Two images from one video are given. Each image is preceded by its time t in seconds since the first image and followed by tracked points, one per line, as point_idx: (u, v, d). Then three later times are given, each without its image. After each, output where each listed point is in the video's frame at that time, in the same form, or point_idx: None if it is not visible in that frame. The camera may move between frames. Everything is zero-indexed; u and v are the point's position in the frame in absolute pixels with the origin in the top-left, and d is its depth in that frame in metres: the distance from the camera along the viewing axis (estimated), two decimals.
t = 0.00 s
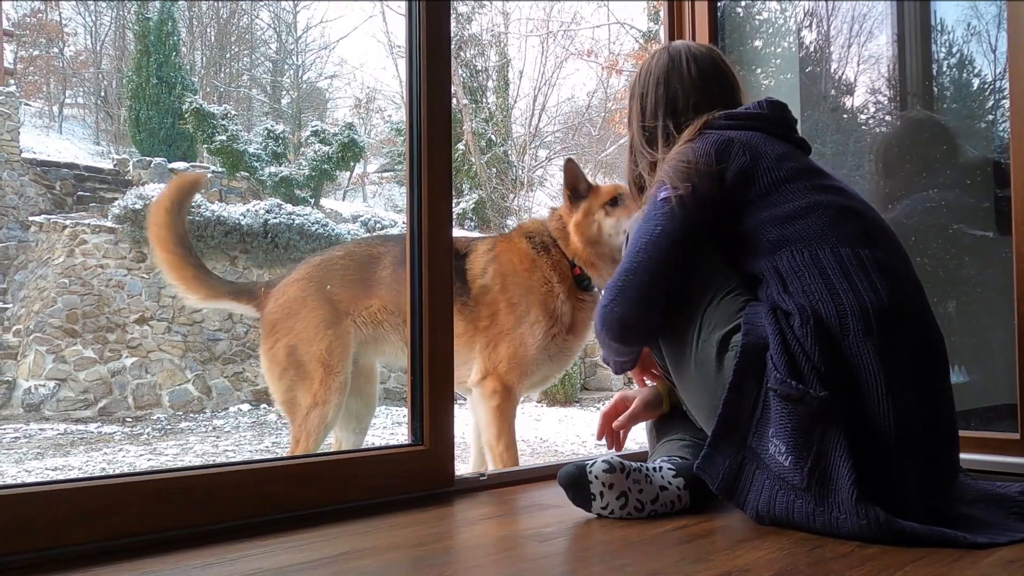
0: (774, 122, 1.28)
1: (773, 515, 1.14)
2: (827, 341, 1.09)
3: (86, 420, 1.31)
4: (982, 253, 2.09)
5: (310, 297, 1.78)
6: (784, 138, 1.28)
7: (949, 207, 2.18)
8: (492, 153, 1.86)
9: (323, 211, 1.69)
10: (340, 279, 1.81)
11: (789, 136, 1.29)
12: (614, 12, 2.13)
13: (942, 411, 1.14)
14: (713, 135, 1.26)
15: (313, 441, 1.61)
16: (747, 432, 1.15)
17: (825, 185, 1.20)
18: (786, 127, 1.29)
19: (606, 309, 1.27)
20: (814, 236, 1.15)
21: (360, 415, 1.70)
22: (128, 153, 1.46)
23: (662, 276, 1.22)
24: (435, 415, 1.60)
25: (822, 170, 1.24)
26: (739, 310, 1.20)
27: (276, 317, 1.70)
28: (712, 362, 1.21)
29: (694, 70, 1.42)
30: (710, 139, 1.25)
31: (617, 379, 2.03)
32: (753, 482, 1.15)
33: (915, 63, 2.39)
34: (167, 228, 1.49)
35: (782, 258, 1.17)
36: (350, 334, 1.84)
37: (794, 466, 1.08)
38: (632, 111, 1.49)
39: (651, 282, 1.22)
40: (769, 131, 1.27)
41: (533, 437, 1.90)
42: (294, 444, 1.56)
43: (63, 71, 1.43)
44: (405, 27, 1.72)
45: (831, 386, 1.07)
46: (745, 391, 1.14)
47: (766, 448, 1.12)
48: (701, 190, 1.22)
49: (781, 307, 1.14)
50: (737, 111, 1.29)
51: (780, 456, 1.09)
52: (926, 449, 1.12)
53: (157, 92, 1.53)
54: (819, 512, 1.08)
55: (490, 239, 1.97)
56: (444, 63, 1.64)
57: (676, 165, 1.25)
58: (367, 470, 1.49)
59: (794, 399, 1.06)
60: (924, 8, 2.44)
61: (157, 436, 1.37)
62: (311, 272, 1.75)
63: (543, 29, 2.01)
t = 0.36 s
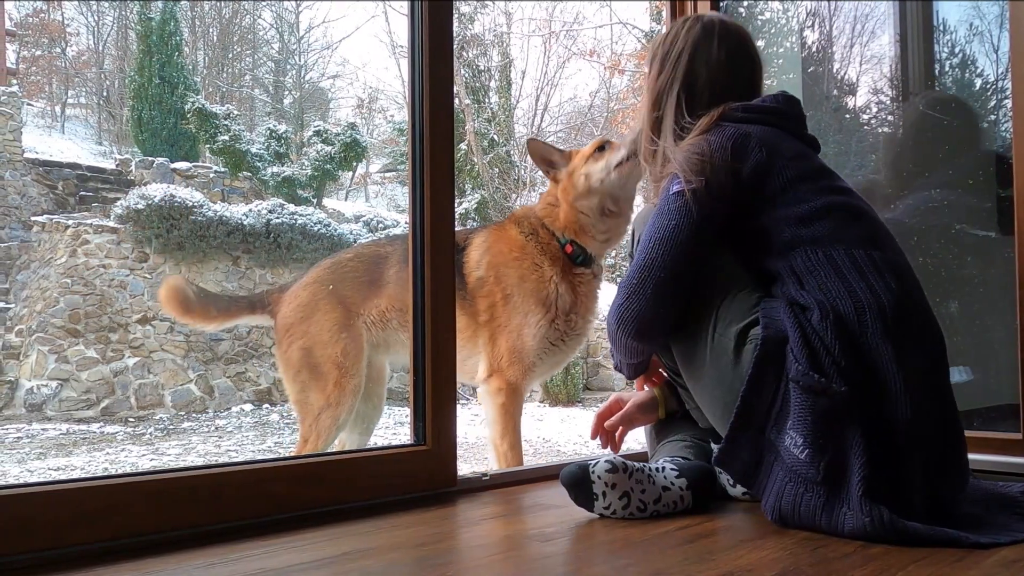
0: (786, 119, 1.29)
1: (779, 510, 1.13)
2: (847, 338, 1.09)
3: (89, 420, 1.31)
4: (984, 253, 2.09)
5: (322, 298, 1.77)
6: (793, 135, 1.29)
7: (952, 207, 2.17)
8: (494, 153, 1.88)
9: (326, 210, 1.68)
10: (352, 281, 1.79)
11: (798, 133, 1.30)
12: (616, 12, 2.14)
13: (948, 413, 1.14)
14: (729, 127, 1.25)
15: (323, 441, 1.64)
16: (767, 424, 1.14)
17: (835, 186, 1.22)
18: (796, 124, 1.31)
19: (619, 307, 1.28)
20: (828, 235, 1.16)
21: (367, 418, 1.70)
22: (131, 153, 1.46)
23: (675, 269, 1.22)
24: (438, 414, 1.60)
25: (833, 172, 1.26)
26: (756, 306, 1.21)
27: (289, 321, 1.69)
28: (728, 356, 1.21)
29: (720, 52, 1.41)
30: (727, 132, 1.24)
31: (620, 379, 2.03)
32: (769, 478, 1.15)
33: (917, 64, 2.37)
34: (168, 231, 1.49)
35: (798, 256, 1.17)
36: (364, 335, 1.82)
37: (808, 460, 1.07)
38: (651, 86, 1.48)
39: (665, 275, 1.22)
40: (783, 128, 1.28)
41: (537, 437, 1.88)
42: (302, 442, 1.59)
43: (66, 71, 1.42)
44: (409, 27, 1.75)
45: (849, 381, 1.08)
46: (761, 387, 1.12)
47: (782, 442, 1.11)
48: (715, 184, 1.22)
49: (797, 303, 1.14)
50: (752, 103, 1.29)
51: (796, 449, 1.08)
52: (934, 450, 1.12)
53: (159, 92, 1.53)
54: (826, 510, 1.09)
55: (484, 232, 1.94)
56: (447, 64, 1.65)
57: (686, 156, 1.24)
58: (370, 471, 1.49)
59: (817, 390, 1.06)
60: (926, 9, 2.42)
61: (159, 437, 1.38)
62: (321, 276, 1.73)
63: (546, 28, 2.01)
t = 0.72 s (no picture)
0: (806, 111, 1.26)
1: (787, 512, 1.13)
2: (861, 341, 1.09)
3: (91, 420, 1.31)
4: (987, 253, 2.10)
5: (326, 299, 1.78)
6: (812, 128, 1.28)
7: (954, 207, 2.17)
8: (496, 152, 1.89)
9: (328, 211, 1.68)
10: (356, 282, 1.79)
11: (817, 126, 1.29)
12: (618, 12, 2.13)
13: (953, 415, 1.15)
14: (749, 121, 1.23)
15: (325, 442, 1.63)
16: (778, 425, 1.14)
17: (847, 187, 1.22)
18: (816, 118, 1.29)
19: (621, 301, 1.30)
20: (843, 238, 1.16)
21: (372, 419, 1.71)
22: (133, 153, 1.46)
23: (680, 266, 1.23)
24: (441, 414, 1.60)
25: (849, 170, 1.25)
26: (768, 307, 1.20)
27: (294, 317, 1.70)
28: (739, 357, 1.20)
29: (774, 32, 1.36)
30: (745, 128, 1.22)
31: (621, 378, 1.99)
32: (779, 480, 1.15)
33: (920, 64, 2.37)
34: (170, 231, 1.49)
35: (812, 259, 1.17)
36: (367, 336, 1.82)
37: (819, 461, 1.07)
38: (692, 47, 1.42)
39: (669, 273, 1.23)
40: (806, 119, 1.27)
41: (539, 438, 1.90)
42: (306, 442, 1.59)
43: (68, 71, 1.42)
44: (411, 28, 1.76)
45: (862, 384, 1.08)
46: (770, 389, 1.13)
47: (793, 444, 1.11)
48: (726, 181, 1.21)
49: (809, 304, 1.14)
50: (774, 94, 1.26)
51: (807, 450, 1.08)
52: (936, 450, 1.12)
53: (162, 92, 1.53)
54: (831, 510, 1.09)
55: (485, 230, 1.97)
56: (449, 64, 1.65)
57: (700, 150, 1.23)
58: (372, 471, 1.49)
59: (831, 392, 1.06)
60: (928, 9, 2.40)
61: (161, 437, 1.38)
62: (326, 276, 1.74)
63: (548, 29, 2.00)
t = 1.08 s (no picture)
0: (823, 105, 1.24)
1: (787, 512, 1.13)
2: (864, 343, 1.09)
3: (93, 420, 1.31)
4: (989, 253, 2.10)
5: (333, 300, 1.78)
6: (831, 124, 1.25)
7: (956, 208, 2.18)
8: (499, 152, 1.88)
9: (331, 210, 1.67)
10: (362, 286, 1.79)
11: (839, 123, 1.26)
12: (621, 12, 2.15)
13: (959, 416, 1.14)
14: (763, 117, 1.22)
15: (330, 441, 1.65)
16: (778, 426, 1.14)
17: (861, 186, 1.20)
18: (836, 115, 1.26)
19: (612, 286, 1.34)
20: (853, 239, 1.15)
21: (376, 419, 1.71)
22: (135, 153, 1.46)
23: (676, 259, 1.25)
24: (444, 414, 1.60)
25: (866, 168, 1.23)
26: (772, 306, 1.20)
27: (300, 318, 1.70)
28: (742, 356, 1.21)
29: (802, 33, 1.32)
30: (756, 125, 1.21)
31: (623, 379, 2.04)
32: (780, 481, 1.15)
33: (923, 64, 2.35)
34: (172, 231, 1.51)
35: (820, 259, 1.16)
36: (373, 339, 1.80)
37: (819, 462, 1.08)
38: (720, 40, 1.38)
39: (664, 264, 1.26)
40: (822, 117, 1.24)
41: (542, 437, 1.89)
42: (310, 442, 1.59)
43: (71, 70, 1.43)
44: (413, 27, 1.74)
45: (865, 385, 1.08)
46: (772, 389, 1.13)
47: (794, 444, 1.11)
48: (735, 180, 1.20)
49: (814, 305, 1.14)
50: (790, 89, 1.24)
51: (808, 451, 1.09)
52: (937, 449, 1.12)
53: (164, 92, 1.54)
54: (831, 513, 1.09)
55: (485, 240, 1.97)
56: (449, 65, 1.65)
57: (709, 147, 1.23)
58: (375, 472, 1.49)
59: (832, 394, 1.06)
60: (931, 9, 2.36)
61: (164, 437, 1.38)
62: (332, 276, 1.75)
63: (551, 29, 2.02)
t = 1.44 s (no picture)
0: (833, 103, 1.21)
1: (786, 514, 1.14)
2: (858, 347, 1.09)
3: (96, 420, 1.32)
4: (992, 253, 2.10)
5: (336, 297, 1.75)
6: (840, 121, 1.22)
7: (958, 208, 2.18)
8: (501, 153, 1.89)
9: (333, 211, 1.67)
10: (364, 286, 1.77)
11: (850, 122, 1.23)
12: (623, 12, 2.15)
13: (962, 414, 1.14)
14: (766, 114, 1.21)
15: (333, 441, 1.64)
16: (772, 430, 1.15)
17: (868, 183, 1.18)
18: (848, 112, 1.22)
19: (610, 281, 1.35)
20: (854, 239, 1.14)
21: (378, 417, 1.70)
22: (138, 153, 1.46)
23: (672, 258, 1.26)
24: (445, 415, 1.60)
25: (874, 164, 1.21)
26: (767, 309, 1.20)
27: (305, 320, 1.70)
28: (736, 358, 1.21)
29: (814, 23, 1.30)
30: (758, 121, 1.20)
31: (626, 378, 2.04)
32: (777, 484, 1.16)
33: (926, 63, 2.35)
34: (173, 231, 1.48)
35: (819, 261, 1.16)
36: (377, 337, 1.79)
37: (813, 467, 1.08)
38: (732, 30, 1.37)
39: (660, 263, 1.27)
40: (831, 115, 1.21)
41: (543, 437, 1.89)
42: (313, 441, 1.59)
43: (73, 71, 1.44)
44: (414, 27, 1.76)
45: (857, 389, 1.08)
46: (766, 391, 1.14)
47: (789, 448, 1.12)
48: (733, 180, 1.21)
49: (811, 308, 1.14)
50: (799, 85, 1.22)
51: (801, 456, 1.09)
52: (939, 448, 1.12)
53: (166, 93, 1.54)
54: (830, 518, 1.09)
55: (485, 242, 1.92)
56: (452, 66, 1.65)
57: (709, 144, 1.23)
58: (377, 472, 1.49)
59: (822, 399, 1.07)
60: (934, 10, 2.36)
61: (166, 437, 1.38)
62: (334, 276, 1.72)
63: (553, 29, 2.02)
